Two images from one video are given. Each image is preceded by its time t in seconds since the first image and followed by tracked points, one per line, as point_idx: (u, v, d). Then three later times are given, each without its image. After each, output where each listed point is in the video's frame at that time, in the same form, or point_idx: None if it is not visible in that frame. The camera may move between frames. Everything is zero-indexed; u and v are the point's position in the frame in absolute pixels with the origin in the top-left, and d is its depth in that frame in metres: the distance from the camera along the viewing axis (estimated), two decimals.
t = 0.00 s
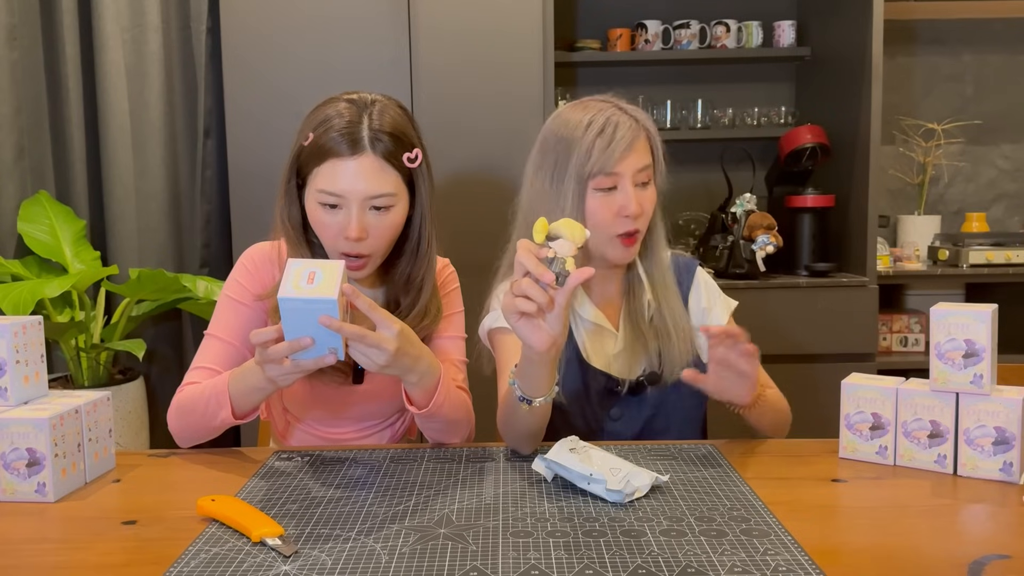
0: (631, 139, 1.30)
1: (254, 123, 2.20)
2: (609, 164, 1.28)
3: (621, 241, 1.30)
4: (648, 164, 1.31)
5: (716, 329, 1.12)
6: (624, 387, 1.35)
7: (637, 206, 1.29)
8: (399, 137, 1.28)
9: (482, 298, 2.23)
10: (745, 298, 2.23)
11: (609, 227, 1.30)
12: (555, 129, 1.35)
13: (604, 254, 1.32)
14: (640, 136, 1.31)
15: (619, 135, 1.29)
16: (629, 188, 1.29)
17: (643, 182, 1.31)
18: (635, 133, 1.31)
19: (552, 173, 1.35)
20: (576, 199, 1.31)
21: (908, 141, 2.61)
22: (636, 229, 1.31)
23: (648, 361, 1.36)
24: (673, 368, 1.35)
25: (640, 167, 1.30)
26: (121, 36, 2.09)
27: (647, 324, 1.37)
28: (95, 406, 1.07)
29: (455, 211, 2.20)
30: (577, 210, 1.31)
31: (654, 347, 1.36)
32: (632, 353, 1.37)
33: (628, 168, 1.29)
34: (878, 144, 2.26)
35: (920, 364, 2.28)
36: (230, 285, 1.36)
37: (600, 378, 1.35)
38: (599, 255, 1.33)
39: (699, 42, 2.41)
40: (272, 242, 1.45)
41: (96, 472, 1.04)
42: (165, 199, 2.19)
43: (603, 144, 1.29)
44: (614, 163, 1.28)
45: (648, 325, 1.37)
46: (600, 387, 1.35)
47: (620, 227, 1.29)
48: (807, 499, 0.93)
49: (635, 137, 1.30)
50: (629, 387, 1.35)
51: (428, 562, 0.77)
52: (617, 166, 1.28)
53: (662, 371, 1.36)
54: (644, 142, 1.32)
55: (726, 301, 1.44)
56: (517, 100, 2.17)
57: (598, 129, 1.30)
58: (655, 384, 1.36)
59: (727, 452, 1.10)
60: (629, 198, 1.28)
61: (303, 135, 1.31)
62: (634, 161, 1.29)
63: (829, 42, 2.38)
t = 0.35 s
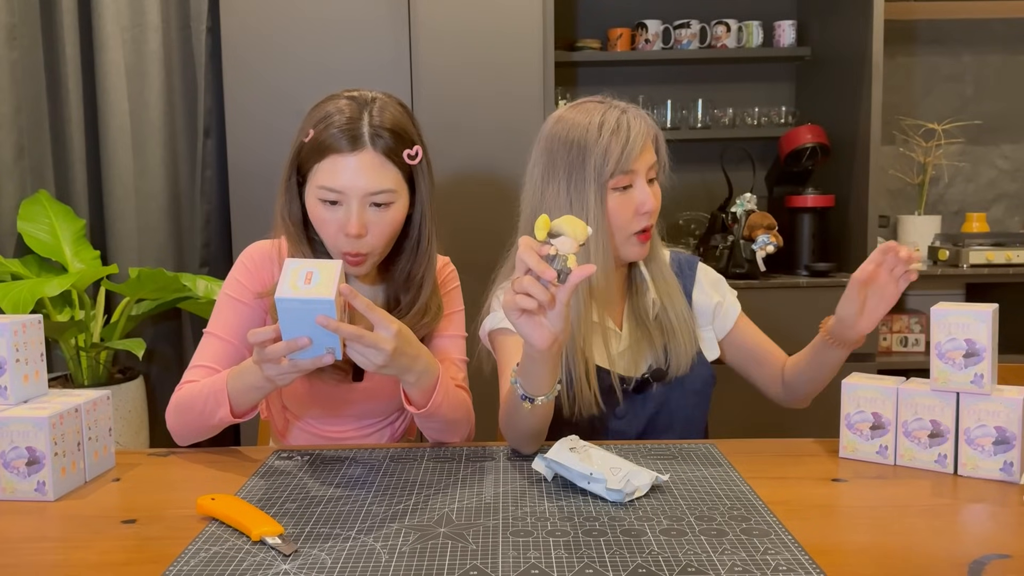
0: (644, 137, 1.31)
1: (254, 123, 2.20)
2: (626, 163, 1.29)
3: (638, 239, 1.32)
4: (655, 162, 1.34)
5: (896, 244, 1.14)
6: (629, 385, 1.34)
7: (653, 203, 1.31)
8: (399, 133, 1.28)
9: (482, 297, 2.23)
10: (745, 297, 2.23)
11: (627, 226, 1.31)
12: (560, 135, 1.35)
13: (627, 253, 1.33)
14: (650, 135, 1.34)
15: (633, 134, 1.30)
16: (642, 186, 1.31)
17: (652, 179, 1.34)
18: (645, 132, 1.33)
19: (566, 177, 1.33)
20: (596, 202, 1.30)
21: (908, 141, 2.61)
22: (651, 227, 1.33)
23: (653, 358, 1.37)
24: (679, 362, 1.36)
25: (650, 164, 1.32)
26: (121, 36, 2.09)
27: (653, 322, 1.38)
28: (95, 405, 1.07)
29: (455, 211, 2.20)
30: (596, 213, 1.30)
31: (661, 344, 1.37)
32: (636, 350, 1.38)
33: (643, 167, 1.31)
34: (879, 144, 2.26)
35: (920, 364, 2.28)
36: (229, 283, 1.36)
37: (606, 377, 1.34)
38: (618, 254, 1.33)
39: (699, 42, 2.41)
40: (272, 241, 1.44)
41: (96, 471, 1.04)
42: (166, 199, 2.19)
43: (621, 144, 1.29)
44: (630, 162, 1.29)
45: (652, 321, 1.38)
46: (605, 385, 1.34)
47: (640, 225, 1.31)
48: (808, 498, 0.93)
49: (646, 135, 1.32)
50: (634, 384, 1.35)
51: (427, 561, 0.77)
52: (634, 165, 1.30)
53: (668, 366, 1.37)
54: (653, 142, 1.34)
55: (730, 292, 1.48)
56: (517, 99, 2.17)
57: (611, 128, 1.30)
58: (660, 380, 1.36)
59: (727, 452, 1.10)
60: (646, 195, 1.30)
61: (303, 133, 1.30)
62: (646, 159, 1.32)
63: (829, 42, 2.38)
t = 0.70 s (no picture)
0: (654, 134, 1.31)
1: (254, 124, 2.20)
2: (635, 160, 1.29)
3: (646, 236, 1.32)
4: (666, 158, 1.34)
5: None
6: (638, 382, 1.34)
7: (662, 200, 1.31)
8: (400, 131, 1.28)
9: (482, 297, 2.23)
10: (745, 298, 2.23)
11: (635, 223, 1.31)
12: (571, 130, 1.35)
13: (633, 251, 1.33)
14: (661, 132, 1.33)
15: (644, 130, 1.30)
16: (651, 183, 1.31)
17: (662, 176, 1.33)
18: (656, 128, 1.32)
19: (576, 171, 1.34)
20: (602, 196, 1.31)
21: (909, 141, 2.61)
22: (659, 224, 1.33)
23: (664, 355, 1.37)
24: (690, 361, 1.35)
25: (660, 161, 1.32)
26: (122, 35, 2.09)
27: (664, 320, 1.38)
28: (96, 405, 1.07)
29: (457, 209, 2.21)
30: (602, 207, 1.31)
31: (673, 341, 1.37)
32: (646, 346, 1.37)
33: (652, 163, 1.31)
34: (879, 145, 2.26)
35: (920, 365, 2.28)
36: (231, 283, 1.36)
37: (614, 374, 1.34)
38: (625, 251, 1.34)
39: (699, 42, 2.41)
40: (273, 240, 1.44)
41: (97, 471, 1.04)
42: (166, 199, 2.19)
43: (630, 140, 1.29)
44: (639, 158, 1.30)
45: (662, 318, 1.38)
46: (613, 381, 1.34)
47: (648, 223, 1.31)
48: (807, 499, 0.93)
49: (657, 132, 1.32)
50: (643, 381, 1.35)
51: (428, 561, 0.77)
52: (643, 160, 1.30)
53: (678, 364, 1.36)
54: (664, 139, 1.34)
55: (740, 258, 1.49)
56: (517, 99, 2.17)
57: (622, 123, 1.30)
58: (669, 376, 1.35)
59: (727, 452, 1.10)
60: (655, 192, 1.31)
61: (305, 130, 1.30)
62: (656, 155, 1.31)
63: (829, 43, 2.38)
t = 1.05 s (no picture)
0: (652, 132, 1.31)
1: (255, 124, 2.20)
2: (632, 158, 1.29)
3: (644, 237, 1.31)
4: (666, 157, 1.33)
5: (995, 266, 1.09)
6: (633, 389, 1.34)
7: (661, 199, 1.30)
8: (401, 130, 1.28)
9: (482, 298, 2.23)
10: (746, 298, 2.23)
11: (632, 222, 1.30)
12: (569, 130, 1.36)
13: (632, 251, 1.32)
14: (659, 129, 1.33)
15: (641, 129, 1.29)
16: (650, 181, 1.30)
17: (661, 175, 1.32)
18: (655, 126, 1.32)
19: (574, 170, 1.34)
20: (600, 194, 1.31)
21: (909, 143, 2.61)
22: (659, 224, 1.32)
23: (659, 358, 1.37)
24: (685, 366, 1.35)
25: (659, 160, 1.31)
26: (124, 34, 2.10)
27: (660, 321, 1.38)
28: (97, 404, 1.07)
29: (458, 209, 2.21)
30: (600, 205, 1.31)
31: (669, 345, 1.37)
32: (643, 350, 1.38)
33: (650, 162, 1.30)
34: (880, 146, 2.26)
35: (921, 366, 2.28)
36: (233, 282, 1.36)
37: (611, 378, 1.34)
38: (622, 252, 1.33)
39: (701, 43, 2.41)
40: (276, 239, 1.44)
41: (97, 470, 1.04)
42: (168, 198, 2.20)
43: (626, 138, 1.29)
44: (637, 156, 1.29)
45: (659, 321, 1.38)
46: (610, 386, 1.34)
47: (646, 222, 1.30)
48: (808, 500, 0.93)
49: (655, 130, 1.31)
50: (640, 386, 1.35)
51: (429, 561, 0.77)
52: (640, 159, 1.29)
53: (673, 368, 1.36)
54: (662, 136, 1.33)
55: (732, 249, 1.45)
56: (519, 100, 2.17)
57: (619, 122, 1.30)
58: (666, 381, 1.36)
59: (728, 453, 1.10)
60: (654, 191, 1.30)
61: (306, 130, 1.31)
62: (655, 153, 1.31)
63: (831, 43, 2.38)
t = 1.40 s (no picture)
0: (643, 134, 1.30)
1: (256, 125, 2.21)
2: (622, 160, 1.28)
3: (636, 238, 1.30)
4: (660, 159, 1.32)
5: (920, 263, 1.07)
6: (637, 389, 1.34)
7: (654, 200, 1.28)
8: (403, 130, 1.28)
9: (482, 299, 2.23)
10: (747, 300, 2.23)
11: (624, 223, 1.29)
12: (563, 133, 1.36)
13: (625, 253, 1.31)
14: (650, 130, 1.32)
15: (630, 131, 1.29)
16: (641, 183, 1.29)
17: (655, 177, 1.31)
18: (646, 128, 1.31)
19: (565, 174, 1.34)
20: (591, 196, 1.31)
21: (911, 144, 2.61)
22: (653, 225, 1.30)
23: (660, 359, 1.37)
24: (686, 367, 1.35)
25: (652, 161, 1.30)
26: (126, 35, 2.10)
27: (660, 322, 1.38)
28: (98, 405, 1.07)
29: (459, 210, 2.21)
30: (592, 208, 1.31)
31: (670, 345, 1.37)
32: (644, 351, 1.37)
33: (641, 163, 1.29)
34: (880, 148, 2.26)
35: (922, 368, 2.27)
36: (234, 284, 1.36)
37: (612, 378, 1.34)
38: (616, 254, 1.32)
39: (702, 44, 2.41)
40: (277, 241, 1.44)
41: (99, 471, 1.04)
42: (169, 199, 2.20)
43: (616, 140, 1.29)
44: (627, 158, 1.29)
45: (659, 322, 1.38)
46: (611, 387, 1.34)
47: (638, 224, 1.29)
48: (809, 502, 0.93)
49: (646, 132, 1.31)
50: (642, 386, 1.35)
51: (430, 563, 0.78)
52: (630, 161, 1.29)
53: (675, 368, 1.36)
54: (655, 137, 1.33)
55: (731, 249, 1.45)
56: (520, 101, 2.17)
57: (609, 125, 1.31)
58: (667, 380, 1.35)
59: (729, 455, 1.10)
60: (646, 192, 1.28)
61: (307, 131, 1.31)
62: (646, 155, 1.30)
63: (832, 44, 2.38)
